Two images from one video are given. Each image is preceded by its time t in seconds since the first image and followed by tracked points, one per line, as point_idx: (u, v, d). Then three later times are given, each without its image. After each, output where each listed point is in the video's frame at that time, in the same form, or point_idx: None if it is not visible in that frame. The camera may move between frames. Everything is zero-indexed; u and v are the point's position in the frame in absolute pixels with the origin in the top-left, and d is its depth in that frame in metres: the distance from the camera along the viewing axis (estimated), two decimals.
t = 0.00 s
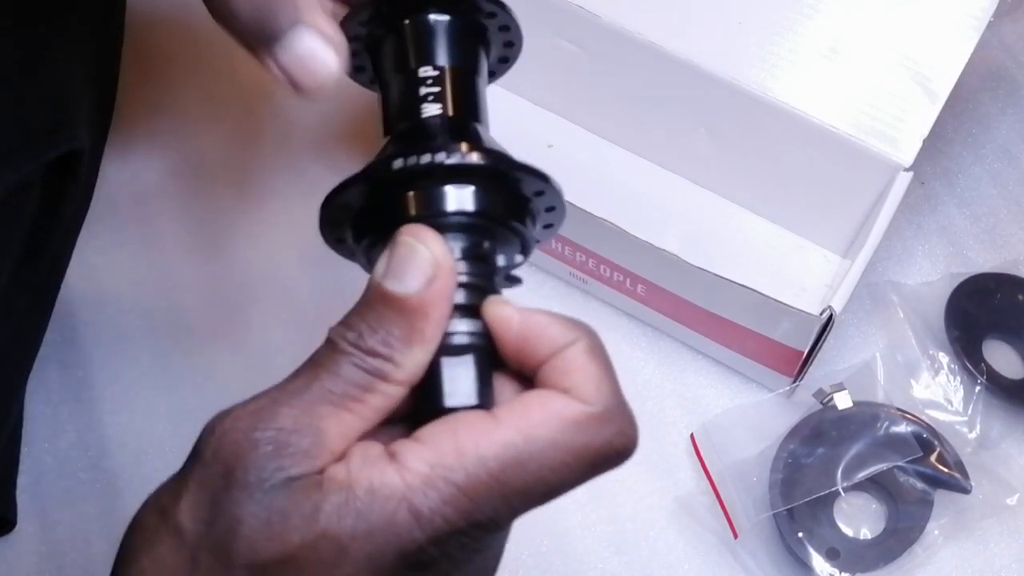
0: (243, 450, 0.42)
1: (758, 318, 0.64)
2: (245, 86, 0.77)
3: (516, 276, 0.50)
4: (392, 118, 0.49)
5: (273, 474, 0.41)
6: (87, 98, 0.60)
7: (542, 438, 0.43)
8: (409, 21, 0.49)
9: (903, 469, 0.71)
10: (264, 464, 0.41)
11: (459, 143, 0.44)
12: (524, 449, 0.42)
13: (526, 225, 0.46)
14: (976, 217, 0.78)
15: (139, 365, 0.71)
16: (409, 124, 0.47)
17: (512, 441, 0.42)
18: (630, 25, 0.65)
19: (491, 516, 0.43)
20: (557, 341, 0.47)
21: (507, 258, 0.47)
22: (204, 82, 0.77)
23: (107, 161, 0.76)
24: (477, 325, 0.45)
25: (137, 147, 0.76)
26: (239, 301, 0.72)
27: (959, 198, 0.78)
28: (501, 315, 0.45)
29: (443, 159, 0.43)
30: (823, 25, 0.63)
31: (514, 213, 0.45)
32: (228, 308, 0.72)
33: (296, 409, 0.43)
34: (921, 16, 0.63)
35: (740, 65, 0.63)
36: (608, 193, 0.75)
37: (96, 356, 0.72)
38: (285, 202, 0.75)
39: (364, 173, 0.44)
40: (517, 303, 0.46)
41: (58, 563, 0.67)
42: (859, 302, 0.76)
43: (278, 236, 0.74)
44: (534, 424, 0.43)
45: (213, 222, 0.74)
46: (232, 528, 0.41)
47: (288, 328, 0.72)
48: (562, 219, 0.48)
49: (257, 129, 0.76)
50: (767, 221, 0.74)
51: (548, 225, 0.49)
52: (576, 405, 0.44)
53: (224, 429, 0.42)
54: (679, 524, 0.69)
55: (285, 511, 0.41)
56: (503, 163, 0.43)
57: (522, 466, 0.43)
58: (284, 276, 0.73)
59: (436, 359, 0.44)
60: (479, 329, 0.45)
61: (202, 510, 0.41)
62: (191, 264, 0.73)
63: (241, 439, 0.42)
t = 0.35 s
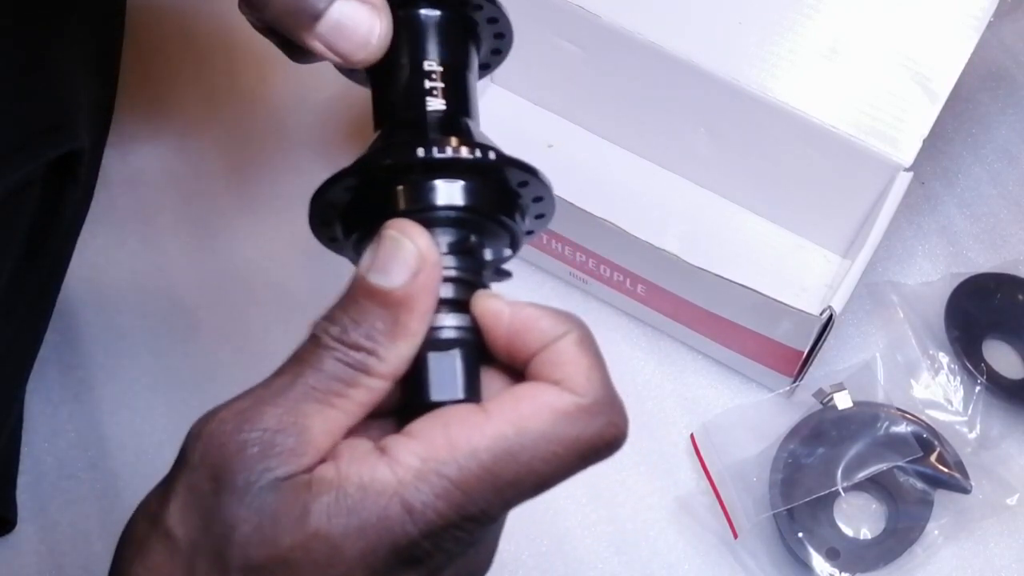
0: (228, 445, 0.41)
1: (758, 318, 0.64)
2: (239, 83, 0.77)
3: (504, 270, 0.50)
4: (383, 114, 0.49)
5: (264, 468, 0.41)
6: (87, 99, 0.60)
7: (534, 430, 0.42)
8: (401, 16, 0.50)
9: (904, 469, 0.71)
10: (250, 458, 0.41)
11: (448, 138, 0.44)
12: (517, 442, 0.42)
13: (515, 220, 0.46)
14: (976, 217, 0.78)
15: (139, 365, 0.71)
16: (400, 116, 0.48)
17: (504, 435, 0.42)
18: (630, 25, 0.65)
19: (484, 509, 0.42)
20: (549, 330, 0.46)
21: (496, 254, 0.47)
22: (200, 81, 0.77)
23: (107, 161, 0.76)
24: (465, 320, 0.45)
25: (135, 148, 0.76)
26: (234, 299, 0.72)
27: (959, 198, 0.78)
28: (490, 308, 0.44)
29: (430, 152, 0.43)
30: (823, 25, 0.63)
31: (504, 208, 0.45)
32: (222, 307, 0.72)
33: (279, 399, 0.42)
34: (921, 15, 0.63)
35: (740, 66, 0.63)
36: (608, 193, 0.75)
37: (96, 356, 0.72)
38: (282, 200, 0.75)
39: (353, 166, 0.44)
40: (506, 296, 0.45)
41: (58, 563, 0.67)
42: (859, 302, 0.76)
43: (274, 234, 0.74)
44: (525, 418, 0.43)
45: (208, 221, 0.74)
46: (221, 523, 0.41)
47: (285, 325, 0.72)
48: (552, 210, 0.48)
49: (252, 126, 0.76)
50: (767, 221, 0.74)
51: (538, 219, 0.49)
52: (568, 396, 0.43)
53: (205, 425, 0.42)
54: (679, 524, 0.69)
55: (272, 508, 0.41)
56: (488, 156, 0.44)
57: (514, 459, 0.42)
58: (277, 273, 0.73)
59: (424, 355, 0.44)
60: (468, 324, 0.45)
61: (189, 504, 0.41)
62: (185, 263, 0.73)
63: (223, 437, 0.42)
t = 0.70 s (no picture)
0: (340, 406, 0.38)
1: (758, 318, 0.64)
2: (235, 73, 0.77)
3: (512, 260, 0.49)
4: (388, 103, 0.49)
5: (306, 441, 0.38)
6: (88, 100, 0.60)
7: (569, 405, 0.41)
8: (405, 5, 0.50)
9: (904, 469, 0.71)
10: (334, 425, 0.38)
11: (453, 124, 0.44)
12: (554, 416, 0.40)
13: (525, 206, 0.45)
14: (976, 217, 0.78)
15: (140, 366, 0.71)
16: (403, 105, 0.48)
17: (540, 407, 0.40)
18: (629, 25, 0.65)
19: (518, 484, 0.40)
20: (566, 314, 0.46)
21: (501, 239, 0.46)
22: (196, 71, 0.76)
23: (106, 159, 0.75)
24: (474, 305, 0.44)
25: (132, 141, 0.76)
26: (234, 294, 0.73)
27: (959, 198, 0.78)
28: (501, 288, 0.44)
29: (435, 138, 0.43)
30: (823, 25, 0.63)
31: (511, 194, 0.44)
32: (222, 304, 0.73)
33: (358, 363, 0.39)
34: (921, 15, 0.63)
35: (740, 66, 0.63)
36: (608, 194, 0.75)
37: (97, 357, 0.72)
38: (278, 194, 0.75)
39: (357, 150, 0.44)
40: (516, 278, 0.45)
41: (59, 563, 0.67)
42: (859, 302, 0.76)
43: (273, 230, 0.74)
44: (561, 392, 0.41)
45: (207, 217, 0.74)
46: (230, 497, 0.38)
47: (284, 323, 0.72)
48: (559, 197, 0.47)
49: (251, 118, 0.76)
50: (767, 221, 0.74)
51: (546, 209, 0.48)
52: (601, 370, 0.42)
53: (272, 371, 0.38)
54: (679, 524, 0.69)
55: (313, 482, 0.37)
56: (492, 140, 0.44)
57: (549, 433, 0.40)
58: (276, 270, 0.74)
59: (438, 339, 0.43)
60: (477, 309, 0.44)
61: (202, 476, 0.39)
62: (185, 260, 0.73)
63: (324, 387, 0.38)
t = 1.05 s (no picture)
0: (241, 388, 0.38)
1: (758, 318, 0.64)
2: (235, 78, 0.76)
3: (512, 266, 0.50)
4: (388, 112, 0.49)
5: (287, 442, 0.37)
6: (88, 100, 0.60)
7: (569, 412, 0.40)
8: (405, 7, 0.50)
9: (904, 469, 0.71)
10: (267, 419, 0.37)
11: (453, 130, 0.45)
12: (552, 425, 0.40)
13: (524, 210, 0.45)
14: (976, 217, 0.78)
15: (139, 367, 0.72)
16: (403, 112, 0.47)
17: (541, 417, 0.40)
18: (629, 25, 0.65)
19: (520, 492, 0.39)
20: (564, 320, 0.45)
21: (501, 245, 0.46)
22: (196, 74, 0.77)
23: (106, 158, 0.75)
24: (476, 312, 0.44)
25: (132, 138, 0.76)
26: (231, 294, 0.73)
27: (959, 198, 0.78)
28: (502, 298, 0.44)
29: (435, 143, 0.43)
30: (823, 25, 0.63)
31: (512, 199, 0.44)
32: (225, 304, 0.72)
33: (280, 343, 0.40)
34: (921, 16, 0.63)
35: (740, 65, 0.63)
36: (608, 194, 0.75)
37: (97, 357, 0.72)
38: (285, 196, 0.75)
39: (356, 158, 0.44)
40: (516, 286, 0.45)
41: (58, 563, 0.67)
42: (859, 302, 0.76)
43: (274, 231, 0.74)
44: (562, 399, 0.40)
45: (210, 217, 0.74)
46: (212, 502, 0.37)
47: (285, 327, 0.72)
48: (559, 203, 0.47)
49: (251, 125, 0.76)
50: (767, 221, 0.74)
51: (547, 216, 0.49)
52: (601, 378, 0.42)
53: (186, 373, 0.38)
54: (679, 524, 0.69)
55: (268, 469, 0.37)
56: (493, 146, 0.44)
57: (549, 442, 0.40)
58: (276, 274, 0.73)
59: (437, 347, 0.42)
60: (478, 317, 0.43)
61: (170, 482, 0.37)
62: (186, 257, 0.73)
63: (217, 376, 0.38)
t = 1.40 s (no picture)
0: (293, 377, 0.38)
1: (758, 318, 0.64)
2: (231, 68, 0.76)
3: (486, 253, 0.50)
4: (379, 90, 0.49)
5: (256, 415, 0.37)
6: (88, 100, 0.60)
7: (532, 394, 0.40)
8: None
9: (904, 469, 0.71)
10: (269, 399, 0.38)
11: (439, 111, 0.44)
12: (513, 406, 0.40)
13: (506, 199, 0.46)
14: (976, 217, 0.78)
15: (139, 367, 0.72)
16: (391, 92, 0.47)
17: (502, 397, 0.40)
18: (629, 25, 0.65)
19: (476, 473, 0.39)
20: (532, 307, 0.45)
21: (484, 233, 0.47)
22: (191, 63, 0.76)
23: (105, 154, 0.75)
24: (447, 292, 0.44)
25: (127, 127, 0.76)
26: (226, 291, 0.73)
27: (959, 198, 0.78)
28: (473, 283, 0.44)
29: (424, 122, 0.43)
30: (823, 25, 0.63)
31: (493, 185, 0.45)
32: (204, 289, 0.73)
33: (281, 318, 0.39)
34: (921, 16, 0.63)
35: (740, 65, 0.63)
36: (608, 194, 0.75)
37: (97, 357, 0.72)
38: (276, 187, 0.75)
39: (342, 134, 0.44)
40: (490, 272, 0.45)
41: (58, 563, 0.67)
42: (859, 302, 0.76)
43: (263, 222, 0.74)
44: (525, 381, 0.40)
45: (199, 206, 0.75)
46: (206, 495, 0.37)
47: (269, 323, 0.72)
48: (540, 194, 0.48)
49: (246, 116, 0.76)
50: (767, 221, 0.74)
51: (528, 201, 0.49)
52: (567, 362, 0.41)
53: (218, 343, 0.38)
54: (679, 524, 0.69)
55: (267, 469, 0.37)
56: (483, 131, 0.44)
57: (511, 421, 0.39)
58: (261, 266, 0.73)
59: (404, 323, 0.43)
60: (449, 297, 0.44)
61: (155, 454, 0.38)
62: (173, 245, 0.74)
63: (263, 359, 0.38)
